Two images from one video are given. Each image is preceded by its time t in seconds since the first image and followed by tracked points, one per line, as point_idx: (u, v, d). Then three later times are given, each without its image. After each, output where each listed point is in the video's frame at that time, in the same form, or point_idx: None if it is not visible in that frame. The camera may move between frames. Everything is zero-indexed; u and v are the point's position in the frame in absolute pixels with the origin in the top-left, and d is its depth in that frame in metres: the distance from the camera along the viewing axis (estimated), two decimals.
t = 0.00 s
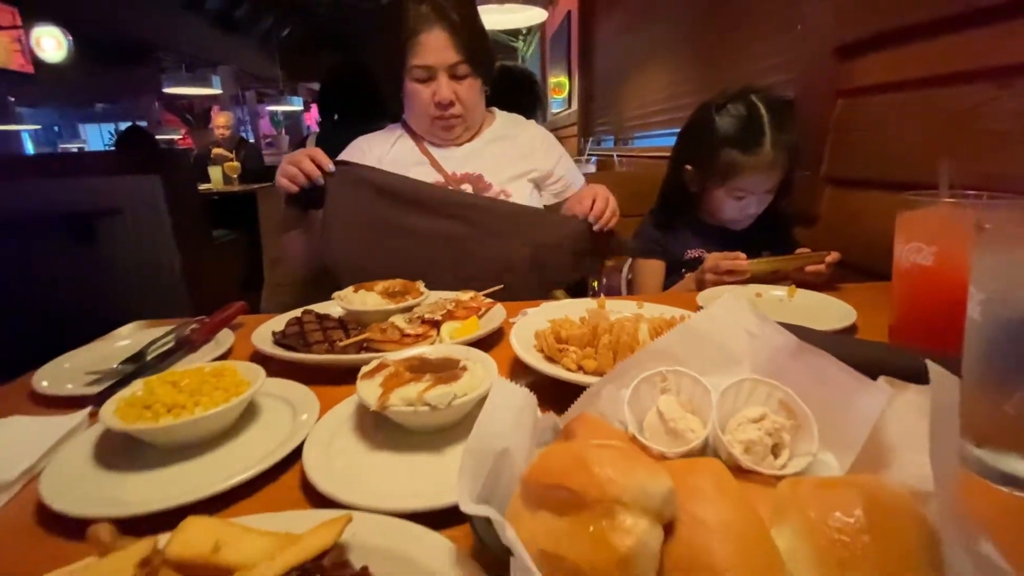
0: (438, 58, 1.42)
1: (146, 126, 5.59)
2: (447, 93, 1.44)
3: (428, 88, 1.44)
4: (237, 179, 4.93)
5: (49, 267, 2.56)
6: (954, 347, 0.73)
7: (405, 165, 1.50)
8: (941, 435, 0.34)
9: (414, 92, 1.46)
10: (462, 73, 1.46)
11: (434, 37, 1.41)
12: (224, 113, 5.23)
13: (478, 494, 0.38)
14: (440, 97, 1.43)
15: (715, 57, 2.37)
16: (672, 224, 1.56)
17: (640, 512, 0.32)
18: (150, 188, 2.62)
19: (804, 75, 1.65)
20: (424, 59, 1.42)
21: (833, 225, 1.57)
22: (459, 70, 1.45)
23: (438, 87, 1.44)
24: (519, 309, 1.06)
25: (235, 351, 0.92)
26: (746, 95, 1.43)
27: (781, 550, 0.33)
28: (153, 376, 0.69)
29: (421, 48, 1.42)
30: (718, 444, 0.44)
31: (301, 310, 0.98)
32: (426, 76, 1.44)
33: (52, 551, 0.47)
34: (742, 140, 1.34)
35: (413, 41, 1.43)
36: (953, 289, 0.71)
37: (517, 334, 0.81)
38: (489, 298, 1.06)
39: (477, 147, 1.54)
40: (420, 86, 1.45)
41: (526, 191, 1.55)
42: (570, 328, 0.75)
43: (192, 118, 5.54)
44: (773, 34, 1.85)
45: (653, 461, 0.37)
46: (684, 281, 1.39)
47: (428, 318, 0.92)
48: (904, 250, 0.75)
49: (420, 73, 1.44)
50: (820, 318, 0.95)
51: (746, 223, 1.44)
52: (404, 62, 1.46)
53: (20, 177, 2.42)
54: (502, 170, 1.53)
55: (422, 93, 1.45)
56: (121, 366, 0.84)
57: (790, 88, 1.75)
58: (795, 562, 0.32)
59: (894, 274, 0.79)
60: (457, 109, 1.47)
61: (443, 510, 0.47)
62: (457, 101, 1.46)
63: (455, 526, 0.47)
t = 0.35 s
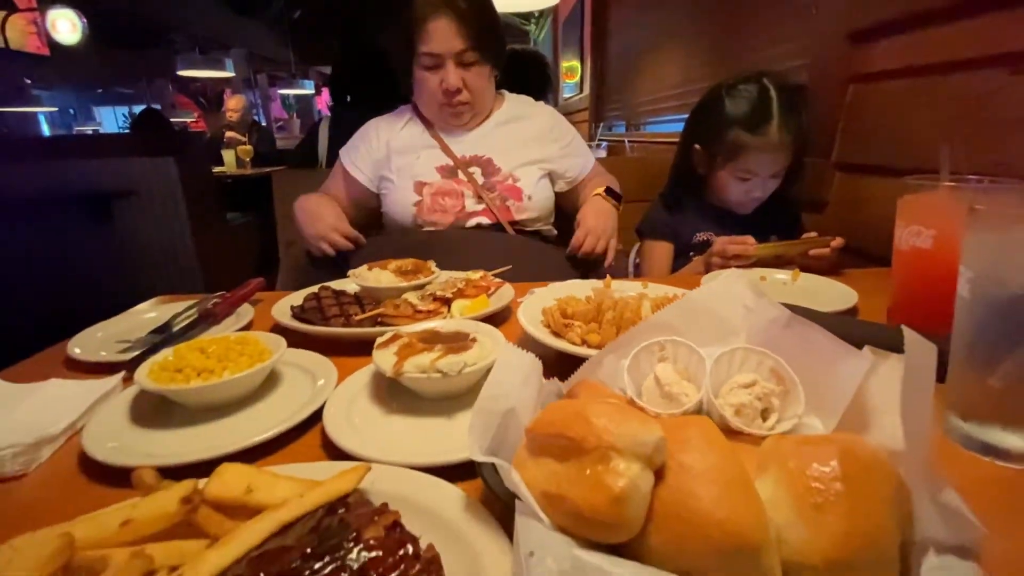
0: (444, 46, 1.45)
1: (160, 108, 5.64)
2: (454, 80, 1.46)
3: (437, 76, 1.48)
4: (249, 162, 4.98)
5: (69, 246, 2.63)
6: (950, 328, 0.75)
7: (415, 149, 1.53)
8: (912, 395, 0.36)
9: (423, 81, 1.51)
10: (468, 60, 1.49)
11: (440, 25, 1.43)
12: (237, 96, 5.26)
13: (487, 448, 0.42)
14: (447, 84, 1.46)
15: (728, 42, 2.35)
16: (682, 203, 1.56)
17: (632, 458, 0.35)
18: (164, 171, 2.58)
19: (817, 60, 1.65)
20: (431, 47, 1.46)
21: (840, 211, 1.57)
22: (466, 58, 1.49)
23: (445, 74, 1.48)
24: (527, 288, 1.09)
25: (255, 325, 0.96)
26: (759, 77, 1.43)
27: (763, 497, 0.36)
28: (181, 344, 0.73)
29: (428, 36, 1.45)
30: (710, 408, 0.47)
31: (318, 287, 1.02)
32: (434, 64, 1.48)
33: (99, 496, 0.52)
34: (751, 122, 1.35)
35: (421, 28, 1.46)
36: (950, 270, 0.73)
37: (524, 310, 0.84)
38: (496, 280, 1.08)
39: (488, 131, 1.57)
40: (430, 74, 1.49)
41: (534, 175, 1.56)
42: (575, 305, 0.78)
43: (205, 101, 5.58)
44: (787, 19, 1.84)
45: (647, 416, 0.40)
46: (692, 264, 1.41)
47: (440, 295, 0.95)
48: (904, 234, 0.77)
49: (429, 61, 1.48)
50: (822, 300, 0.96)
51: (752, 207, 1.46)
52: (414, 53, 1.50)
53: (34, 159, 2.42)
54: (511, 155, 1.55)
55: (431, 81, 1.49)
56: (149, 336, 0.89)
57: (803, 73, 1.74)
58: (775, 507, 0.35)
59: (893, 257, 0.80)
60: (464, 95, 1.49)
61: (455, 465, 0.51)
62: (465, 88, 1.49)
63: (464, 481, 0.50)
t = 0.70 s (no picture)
0: (448, 43, 1.47)
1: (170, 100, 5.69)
2: (458, 76, 1.48)
3: (441, 72, 1.50)
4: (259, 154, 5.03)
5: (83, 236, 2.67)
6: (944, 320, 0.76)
7: (421, 145, 1.55)
8: (884, 380, 0.39)
9: (428, 77, 1.52)
10: (473, 57, 1.51)
11: (443, 22, 1.46)
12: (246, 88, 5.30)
13: (486, 426, 0.44)
14: (451, 80, 1.48)
15: (736, 36, 2.35)
16: (687, 198, 1.58)
17: (622, 434, 0.38)
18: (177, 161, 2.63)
19: (824, 54, 1.65)
20: (435, 43, 1.48)
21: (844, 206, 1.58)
22: (470, 55, 1.51)
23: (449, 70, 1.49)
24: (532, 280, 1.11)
25: (267, 313, 1.00)
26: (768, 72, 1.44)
27: (745, 473, 0.38)
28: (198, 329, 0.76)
29: (432, 33, 1.48)
30: (700, 392, 0.49)
31: (328, 277, 1.05)
32: (439, 60, 1.50)
33: (123, 468, 0.55)
34: (758, 115, 1.35)
35: (425, 25, 1.48)
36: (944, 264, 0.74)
37: (527, 300, 0.87)
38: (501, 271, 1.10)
39: (495, 125, 1.59)
40: (434, 70, 1.51)
41: (538, 172, 1.57)
42: (576, 294, 0.81)
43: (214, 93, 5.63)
44: (795, 13, 1.84)
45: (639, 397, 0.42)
46: (696, 258, 1.42)
47: (445, 286, 0.98)
48: (900, 228, 0.79)
49: (433, 57, 1.50)
50: (821, 293, 0.98)
51: (756, 202, 1.47)
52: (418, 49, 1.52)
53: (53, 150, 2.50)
54: (516, 151, 1.57)
55: (435, 78, 1.51)
56: (165, 323, 0.92)
57: (810, 67, 1.74)
58: (755, 481, 0.37)
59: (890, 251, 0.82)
60: (468, 91, 1.51)
61: (458, 445, 0.54)
62: (469, 84, 1.51)
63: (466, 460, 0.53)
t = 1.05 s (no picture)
0: (455, 48, 1.50)
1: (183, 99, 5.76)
2: (464, 81, 1.51)
3: (449, 77, 1.54)
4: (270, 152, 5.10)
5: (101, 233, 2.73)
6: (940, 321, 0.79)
7: (431, 148, 1.59)
8: (864, 375, 0.42)
9: (438, 80, 1.57)
10: (480, 63, 1.54)
11: (451, 27, 1.49)
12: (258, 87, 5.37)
13: (498, 416, 0.48)
14: (457, 85, 1.52)
15: (744, 36, 2.37)
16: (693, 200, 1.61)
17: (622, 423, 0.41)
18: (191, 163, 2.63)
19: (831, 56, 1.66)
20: (444, 48, 1.51)
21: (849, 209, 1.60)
22: (477, 60, 1.54)
23: (456, 75, 1.53)
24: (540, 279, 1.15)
25: (286, 310, 1.04)
26: (775, 77, 1.47)
27: (735, 462, 0.41)
28: (224, 326, 0.81)
29: (441, 38, 1.51)
30: (697, 387, 0.53)
31: (344, 276, 1.09)
32: (447, 65, 1.54)
33: (163, 452, 0.59)
34: (764, 121, 1.38)
35: (433, 30, 1.51)
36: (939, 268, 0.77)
37: (535, 299, 0.90)
38: (510, 271, 1.13)
39: (504, 129, 1.62)
40: (442, 75, 1.56)
41: (546, 175, 1.61)
42: (582, 295, 0.84)
43: (227, 92, 5.70)
44: (803, 15, 1.86)
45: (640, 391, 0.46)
46: (701, 259, 1.45)
47: (456, 285, 1.01)
48: (897, 232, 0.81)
49: (443, 62, 1.54)
50: (823, 293, 1.01)
51: (760, 206, 1.49)
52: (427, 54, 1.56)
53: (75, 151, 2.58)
54: (524, 154, 1.61)
55: (443, 81, 1.55)
56: (190, 320, 0.97)
57: (817, 69, 1.75)
58: (744, 468, 0.41)
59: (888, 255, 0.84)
60: (474, 96, 1.54)
61: (470, 434, 0.58)
62: (475, 89, 1.54)
63: (479, 448, 0.57)
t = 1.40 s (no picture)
0: (477, 48, 1.54)
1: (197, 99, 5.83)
2: (484, 81, 1.55)
3: (468, 77, 1.57)
4: (282, 152, 5.17)
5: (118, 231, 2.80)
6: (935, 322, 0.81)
7: (443, 150, 1.63)
8: (851, 373, 0.46)
9: (455, 79, 1.60)
10: (500, 63, 1.58)
11: (474, 27, 1.53)
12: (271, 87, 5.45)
13: (510, 409, 0.52)
14: (477, 85, 1.55)
15: (753, 40, 2.38)
16: (697, 204, 1.64)
17: (625, 415, 0.45)
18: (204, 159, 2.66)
19: (838, 61, 1.68)
20: (464, 49, 1.55)
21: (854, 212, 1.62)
22: (497, 60, 1.58)
23: (477, 75, 1.57)
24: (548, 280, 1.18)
25: (305, 307, 1.09)
26: (774, 83, 1.48)
27: (730, 452, 0.45)
28: (249, 323, 0.85)
29: (462, 38, 1.55)
30: (697, 383, 0.56)
31: (360, 275, 1.13)
32: (467, 65, 1.57)
33: (197, 438, 0.64)
34: (762, 128, 1.40)
35: (455, 30, 1.55)
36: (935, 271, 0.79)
37: (545, 298, 0.94)
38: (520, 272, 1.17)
39: (514, 132, 1.65)
40: (461, 75, 1.59)
41: (556, 177, 1.64)
42: (590, 295, 0.88)
43: (239, 92, 5.78)
44: (811, 19, 1.88)
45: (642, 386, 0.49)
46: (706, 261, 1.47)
47: (468, 285, 1.05)
48: (895, 236, 0.84)
49: (462, 62, 1.58)
50: (824, 295, 1.03)
51: (762, 209, 1.52)
52: (447, 53, 1.60)
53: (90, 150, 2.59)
54: (535, 157, 1.64)
55: (461, 81, 1.58)
56: (214, 317, 1.02)
57: (825, 73, 1.77)
58: (739, 458, 0.44)
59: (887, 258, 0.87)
60: (492, 96, 1.58)
61: (484, 425, 0.61)
62: (494, 89, 1.58)
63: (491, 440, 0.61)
